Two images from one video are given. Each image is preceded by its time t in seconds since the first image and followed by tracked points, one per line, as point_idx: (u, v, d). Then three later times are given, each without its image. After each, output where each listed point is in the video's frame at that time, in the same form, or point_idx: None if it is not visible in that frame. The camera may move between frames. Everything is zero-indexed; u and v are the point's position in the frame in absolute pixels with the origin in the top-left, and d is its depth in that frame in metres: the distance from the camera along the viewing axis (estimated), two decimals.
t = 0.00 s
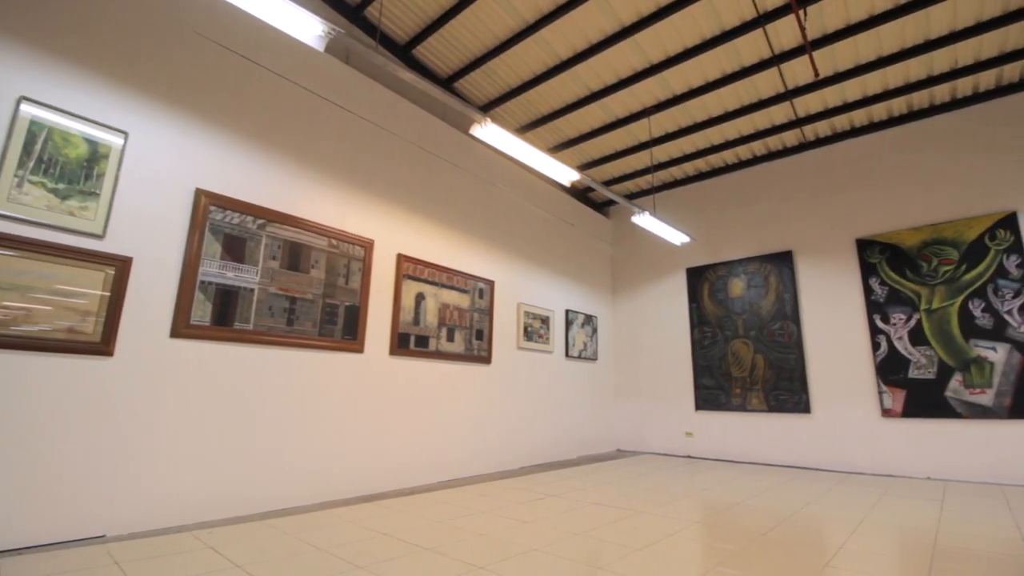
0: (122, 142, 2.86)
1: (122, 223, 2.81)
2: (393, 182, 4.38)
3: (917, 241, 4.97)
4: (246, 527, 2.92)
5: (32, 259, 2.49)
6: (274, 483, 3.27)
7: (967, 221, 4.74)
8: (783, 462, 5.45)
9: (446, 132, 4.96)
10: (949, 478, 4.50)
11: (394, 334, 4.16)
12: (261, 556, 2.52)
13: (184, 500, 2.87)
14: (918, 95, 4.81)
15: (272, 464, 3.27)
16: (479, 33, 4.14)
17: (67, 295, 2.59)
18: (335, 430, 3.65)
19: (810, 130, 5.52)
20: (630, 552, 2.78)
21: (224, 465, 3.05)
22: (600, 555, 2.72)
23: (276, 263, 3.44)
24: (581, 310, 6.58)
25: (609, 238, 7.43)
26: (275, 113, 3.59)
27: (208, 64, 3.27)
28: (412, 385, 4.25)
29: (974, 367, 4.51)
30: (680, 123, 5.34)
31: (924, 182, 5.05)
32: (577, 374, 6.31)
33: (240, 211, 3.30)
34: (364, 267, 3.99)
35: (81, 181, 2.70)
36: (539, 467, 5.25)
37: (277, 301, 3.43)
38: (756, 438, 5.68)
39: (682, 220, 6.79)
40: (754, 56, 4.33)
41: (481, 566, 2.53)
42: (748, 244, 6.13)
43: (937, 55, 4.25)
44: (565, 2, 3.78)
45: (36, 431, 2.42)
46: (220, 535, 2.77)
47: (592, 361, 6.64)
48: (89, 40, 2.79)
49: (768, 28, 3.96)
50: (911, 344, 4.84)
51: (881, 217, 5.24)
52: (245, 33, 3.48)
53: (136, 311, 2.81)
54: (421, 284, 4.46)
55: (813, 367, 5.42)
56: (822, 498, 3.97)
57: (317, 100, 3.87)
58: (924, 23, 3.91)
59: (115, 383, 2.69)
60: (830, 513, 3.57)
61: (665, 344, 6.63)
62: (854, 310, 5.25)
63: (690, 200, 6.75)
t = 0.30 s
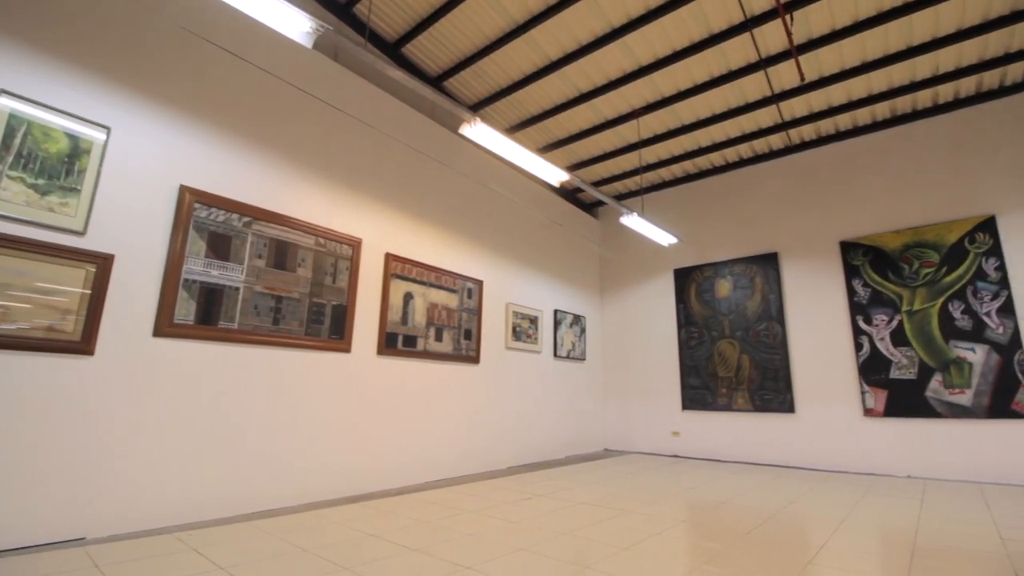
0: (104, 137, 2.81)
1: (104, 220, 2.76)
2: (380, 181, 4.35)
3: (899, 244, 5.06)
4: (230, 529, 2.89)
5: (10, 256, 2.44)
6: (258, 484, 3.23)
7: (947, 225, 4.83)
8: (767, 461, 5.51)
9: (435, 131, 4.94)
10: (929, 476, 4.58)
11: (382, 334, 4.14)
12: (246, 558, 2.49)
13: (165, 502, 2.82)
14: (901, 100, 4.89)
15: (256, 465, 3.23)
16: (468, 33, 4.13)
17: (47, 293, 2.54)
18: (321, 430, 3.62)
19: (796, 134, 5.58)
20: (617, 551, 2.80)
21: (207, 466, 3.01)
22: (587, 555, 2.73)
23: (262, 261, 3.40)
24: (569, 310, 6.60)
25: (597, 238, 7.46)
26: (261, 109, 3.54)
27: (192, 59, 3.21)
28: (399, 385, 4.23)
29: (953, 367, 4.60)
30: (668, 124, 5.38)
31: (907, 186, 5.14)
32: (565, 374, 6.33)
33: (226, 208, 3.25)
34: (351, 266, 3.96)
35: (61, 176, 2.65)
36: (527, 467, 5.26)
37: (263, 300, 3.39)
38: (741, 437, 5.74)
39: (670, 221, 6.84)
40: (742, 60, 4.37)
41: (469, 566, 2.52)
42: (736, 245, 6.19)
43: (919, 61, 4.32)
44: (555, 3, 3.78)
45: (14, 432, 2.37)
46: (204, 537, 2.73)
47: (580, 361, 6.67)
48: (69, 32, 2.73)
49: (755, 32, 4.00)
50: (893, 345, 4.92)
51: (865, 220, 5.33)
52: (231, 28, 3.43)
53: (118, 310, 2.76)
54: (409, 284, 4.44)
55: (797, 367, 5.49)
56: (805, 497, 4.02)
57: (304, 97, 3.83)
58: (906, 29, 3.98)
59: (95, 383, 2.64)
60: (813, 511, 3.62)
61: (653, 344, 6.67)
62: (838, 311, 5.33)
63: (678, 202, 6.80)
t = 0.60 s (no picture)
0: (86, 132, 2.76)
1: (85, 217, 2.70)
2: (368, 179, 4.32)
3: (881, 247, 5.14)
4: (214, 530, 2.85)
5: None
6: (242, 484, 3.18)
7: (928, 228, 4.92)
8: (752, 460, 5.57)
9: (423, 129, 4.92)
10: (910, 475, 4.66)
11: (369, 333, 4.11)
12: (229, 559, 2.46)
13: (147, 503, 2.77)
14: (884, 105, 4.97)
15: (240, 466, 3.19)
16: (458, 32, 4.12)
17: (25, 290, 2.48)
18: (306, 430, 3.58)
19: (783, 137, 5.65)
20: (603, 550, 2.81)
21: (190, 467, 2.96)
22: (574, 554, 2.73)
23: (247, 260, 3.36)
24: (558, 310, 6.62)
25: (586, 238, 7.48)
26: (247, 106, 3.50)
27: (176, 54, 3.15)
28: (386, 385, 4.20)
29: (933, 368, 4.68)
30: (657, 126, 5.41)
31: (890, 189, 5.22)
32: (553, 374, 6.34)
33: (210, 205, 3.21)
34: (338, 265, 3.93)
35: (41, 171, 2.59)
36: (514, 467, 5.26)
37: (248, 299, 3.35)
38: (727, 437, 5.79)
39: (659, 223, 6.88)
40: (729, 63, 4.42)
41: (455, 566, 2.51)
42: (723, 246, 6.24)
43: (903, 67, 4.40)
44: (545, 3, 3.79)
45: None
46: (186, 538, 2.69)
47: (568, 361, 6.68)
48: (49, 24, 2.67)
49: (742, 36, 4.05)
50: (875, 346, 5.00)
51: (849, 222, 5.40)
52: (216, 23, 3.37)
53: (99, 308, 2.71)
54: (397, 283, 4.42)
55: (781, 367, 5.55)
56: (789, 495, 4.07)
57: (291, 94, 3.79)
58: (890, 35, 4.05)
59: (75, 383, 2.58)
60: (797, 509, 3.66)
61: (641, 344, 6.71)
62: (822, 312, 5.40)
63: (666, 203, 6.84)
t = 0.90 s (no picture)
0: (67, 127, 2.70)
1: (66, 213, 2.65)
2: (356, 178, 4.29)
3: (864, 249, 5.22)
4: (198, 532, 2.81)
5: None
6: (226, 485, 3.14)
7: (910, 231, 5.01)
8: (738, 460, 5.63)
9: (412, 128, 4.90)
10: (891, 474, 4.74)
11: (356, 333, 4.08)
12: (213, 561, 2.43)
13: (128, 505, 2.72)
14: (868, 109, 5.05)
15: (224, 467, 3.15)
16: (448, 31, 4.11)
17: (3, 288, 2.42)
18: (291, 430, 3.55)
19: (769, 140, 5.71)
20: (590, 549, 2.82)
21: (172, 467, 2.92)
22: (561, 553, 2.74)
23: (232, 258, 3.32)
24: (547, 310, 6.63)
25: (575, 239, 7.50)
26: (233, 102, 3.46)
27: (160, 48, 3.11)
28: (373, 385, 4.18)
29: (914, 368, 4.77)
30: (646, 128, 5.44)
31: (873, 192, 5.30)
32: (541, 374, 6.35)
33: (195, 203, 3.16)
34: (326, 264, 3.90)
35: (20, 166, 2.53)
36: (502, 467, 5.27)
37: (233, 298, 3.31)
38: (713, 436, 5.85)
39: (647, 223, 6.92)
40: (717, 66, 4.46)
41: (442, 567, 2.51)
42: (710, 247, 6.29)
43: (886, 72, 4.47)
44: (535, 4, 3.79)
45: None
46: (169, 540, 2.65)
47: (556, 361, 6.70)
48: (28, 16, 2.61)
49: (730, 39, 4.09)
50: (858, 346, 5.08)
51: (833, 225, 5.48)
52: (202, 17, 3.32)
53: (80, 306, 2.66)
54: (385, 282, 4.39)
55: (766, 367, 5.62)
56: (772, 494, 4.11)
57: (278, 91, 3.75)
58: (874, 41, 4.12)
59: (53, 382, 2.53)
60: (780, 508, 3.70)
61: (628, 345, 6.74)
62: (806, 313, 5.47)
63: (654, 204, 6.89)
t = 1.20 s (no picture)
0: (48, 122, 2.65)
1: (46, 210, 2.60)
2: (344, 176, 4.26)
3: (849, 251, 5.30)
4: (180, 534, 2.77)
5: None
6: (209, 486, 3.10)
7: (893, 233, 5.09)
8: (724, 459, 5.68)
9: (401, 127, 4.88)
10: (873, 473, 4.81)
11: (344, 332, 4.06)
12: (196, 563, 2.39)
13: (110, 507, 2.68)
14: (853, 114, 5.12)
15: (207, 468, 3.11)
16: (437, 29, 4.09)
17: None
18: (277, 430, 3.52)
19: (756, 143, 5.77)
20: (578, 549, 2.82)
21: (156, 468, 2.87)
22: (547, 553, 2.74)
23: (218, 256, 3.28)
24: (535, 310, 6.64)
25: (564, 239, 7.52)
26: (219, 99, 3.41)
27: (143, 41, 3.05)
28: (360, 385, 4.15)
29: (896, 369, 4.85)
30: (635, 129, 5.47)
31: (858, 195, 5.38)
32: (530, 374, 6.36)
33: (180, 200, 3.12)
34: (313, 263, 3.87)
35: None
36: (490, 467, 5.26)
37: (218, 296, 3.26)
38: (699, 436, 5.89)
39: (636, 225, 6.96)
40: (705, 69, 4.50)
41: (429, 567, 2.49)
42: (698, 248, 6.34)
43: (871, 77, 4.54)
44: (525, 4, 3.79)
45: None
46: (152, 542, 2.61)
47: (545, 361, 6.71)
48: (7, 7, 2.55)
49: (718, 42, 4.12)
50: (842, 347, 5.15)
51: (819, 227, 5.55)
52: (187, 11, 3.27)
53: (61, 304, 2.61)
54: (373, 281, 4.37)
55: (752, 368, 5.67)
56: (757, 493, 4.15)
57: (264, 87, 3.70)
58: (859, 47, 4.18)
59: (33, 382, 2.48)
60: (766, 507, 3.74)
61: (617, 345, 6.77)
62: (792, 314, 5.54)
63: (643, 205, 6.92)
